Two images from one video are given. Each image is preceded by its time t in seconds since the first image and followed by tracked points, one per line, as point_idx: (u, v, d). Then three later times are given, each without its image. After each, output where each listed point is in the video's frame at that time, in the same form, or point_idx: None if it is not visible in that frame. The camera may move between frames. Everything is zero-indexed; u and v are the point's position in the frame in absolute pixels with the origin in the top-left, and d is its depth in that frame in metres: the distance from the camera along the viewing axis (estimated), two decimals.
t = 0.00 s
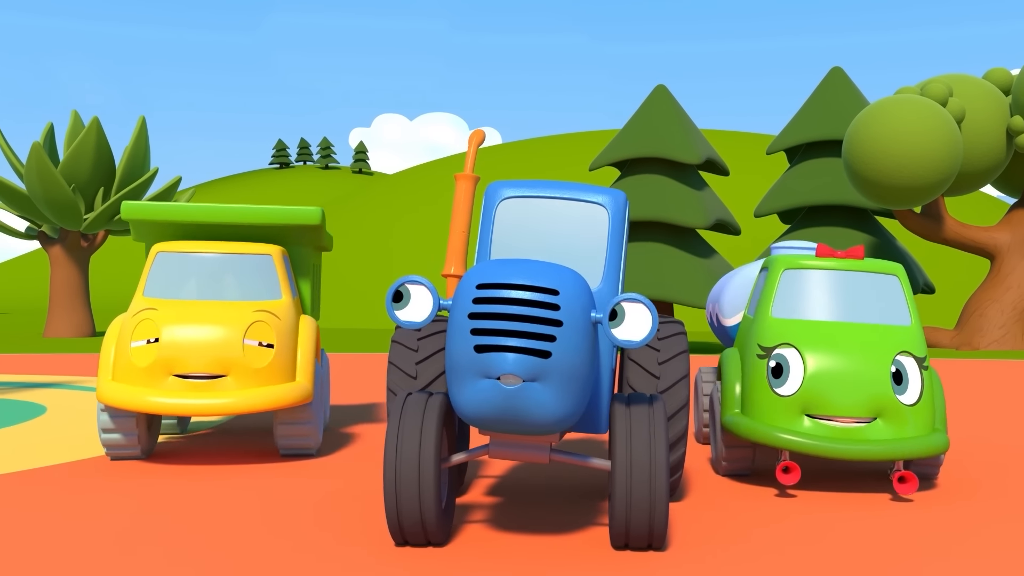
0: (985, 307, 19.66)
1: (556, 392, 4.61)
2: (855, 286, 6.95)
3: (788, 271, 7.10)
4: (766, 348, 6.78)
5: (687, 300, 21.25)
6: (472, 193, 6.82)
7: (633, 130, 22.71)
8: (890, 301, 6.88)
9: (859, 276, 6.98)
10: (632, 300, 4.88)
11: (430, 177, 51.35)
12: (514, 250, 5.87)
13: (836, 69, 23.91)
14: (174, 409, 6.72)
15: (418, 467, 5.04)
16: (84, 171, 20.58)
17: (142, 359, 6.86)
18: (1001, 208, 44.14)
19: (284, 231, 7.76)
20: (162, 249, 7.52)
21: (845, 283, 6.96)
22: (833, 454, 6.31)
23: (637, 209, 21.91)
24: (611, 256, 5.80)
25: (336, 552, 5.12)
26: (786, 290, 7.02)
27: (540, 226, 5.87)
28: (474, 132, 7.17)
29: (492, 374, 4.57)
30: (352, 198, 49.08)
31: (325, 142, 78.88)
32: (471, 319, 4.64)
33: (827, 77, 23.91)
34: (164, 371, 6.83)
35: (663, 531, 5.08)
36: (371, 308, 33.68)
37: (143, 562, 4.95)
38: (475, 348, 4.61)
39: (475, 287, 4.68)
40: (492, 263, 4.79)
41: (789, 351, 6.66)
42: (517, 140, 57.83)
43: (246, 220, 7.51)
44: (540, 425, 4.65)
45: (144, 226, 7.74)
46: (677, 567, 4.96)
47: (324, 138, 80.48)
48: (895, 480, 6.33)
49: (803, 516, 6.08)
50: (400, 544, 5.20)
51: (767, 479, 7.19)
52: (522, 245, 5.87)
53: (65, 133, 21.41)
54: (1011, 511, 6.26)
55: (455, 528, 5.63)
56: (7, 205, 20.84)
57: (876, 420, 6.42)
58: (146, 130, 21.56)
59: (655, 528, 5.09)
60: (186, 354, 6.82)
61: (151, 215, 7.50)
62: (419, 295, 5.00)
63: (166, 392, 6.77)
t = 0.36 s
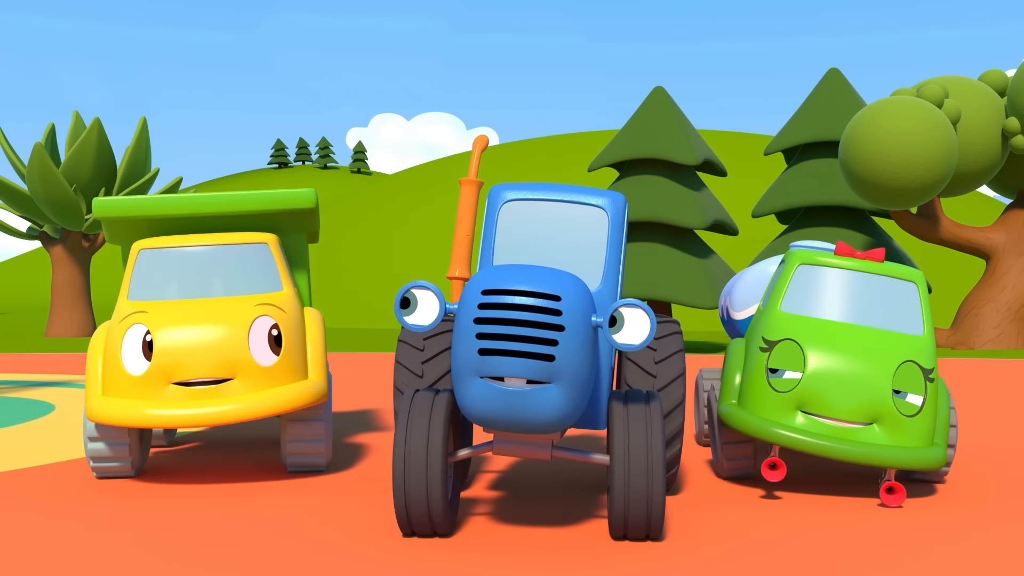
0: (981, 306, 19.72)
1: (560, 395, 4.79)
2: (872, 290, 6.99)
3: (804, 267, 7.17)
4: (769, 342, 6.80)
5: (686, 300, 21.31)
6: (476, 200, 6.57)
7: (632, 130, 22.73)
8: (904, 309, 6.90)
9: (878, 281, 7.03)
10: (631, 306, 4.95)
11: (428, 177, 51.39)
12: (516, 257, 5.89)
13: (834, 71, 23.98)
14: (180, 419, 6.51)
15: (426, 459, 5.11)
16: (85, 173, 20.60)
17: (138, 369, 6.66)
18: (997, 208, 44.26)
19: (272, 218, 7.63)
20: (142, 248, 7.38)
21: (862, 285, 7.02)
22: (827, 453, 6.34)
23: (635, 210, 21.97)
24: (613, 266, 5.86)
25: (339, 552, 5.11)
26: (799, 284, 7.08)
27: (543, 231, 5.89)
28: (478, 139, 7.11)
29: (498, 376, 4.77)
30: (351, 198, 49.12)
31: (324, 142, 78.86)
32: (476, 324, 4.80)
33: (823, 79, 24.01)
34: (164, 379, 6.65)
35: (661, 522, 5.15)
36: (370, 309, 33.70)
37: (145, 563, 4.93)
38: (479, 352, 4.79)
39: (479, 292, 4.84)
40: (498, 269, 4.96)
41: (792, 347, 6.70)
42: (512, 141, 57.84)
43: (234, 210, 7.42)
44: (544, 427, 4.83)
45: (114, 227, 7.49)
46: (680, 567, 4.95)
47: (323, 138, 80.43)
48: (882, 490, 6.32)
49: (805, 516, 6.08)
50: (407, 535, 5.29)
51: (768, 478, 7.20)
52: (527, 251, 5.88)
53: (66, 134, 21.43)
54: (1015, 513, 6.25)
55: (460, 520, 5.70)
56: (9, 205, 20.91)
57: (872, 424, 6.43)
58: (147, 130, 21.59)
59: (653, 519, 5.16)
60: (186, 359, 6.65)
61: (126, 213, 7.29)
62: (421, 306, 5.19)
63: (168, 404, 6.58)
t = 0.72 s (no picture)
0: (981, 306, 19.72)
1: (561, 400, 4.82)
2: (869, 288, 6.99)
3: (800, 267, 7.16)
4: (767, 343, 6.82)
5: (686, 300, 21.31)
6: (475, 200, 6.52)
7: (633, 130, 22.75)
8: (902, 307, 6.90)
9: (874, 279, 7.04)
10: (630, 311, 4.93)
11: (428, 177, 51.38)
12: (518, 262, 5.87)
13: (835, 71, 23.96)
14: (179, 423, 6.48)
15: (425, 461, 5.10)
16: (85, 173, 20.59)
17: (142, 365, 6.64)
18: (997, 208, 44.27)
19: (289, 226, 7.64)
20: (157, 242, 7.34)
21: (858, 283, 7.02)
22: (828, 453, 6.35)
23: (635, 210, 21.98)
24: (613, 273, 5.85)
25: (342, 553, 5.12)
26: (795, 284, 7.08)
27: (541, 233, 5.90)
28: (474, 140, 7.06)
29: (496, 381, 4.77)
30: (351, 198, 49.13)
31: (325, 142, 78.85)
32: (475, 330, 4.82)
33: (823, 79, 24.03)
34: (165, 380, 6.61)
35: (662, 522, 5.15)
36: (369, 309, 33.70)
37: (146, 563, 4.93)
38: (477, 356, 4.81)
39: (479, 298, 4.84)
40: (497, 273, 4.96)
41: (790, 348, 6.70)
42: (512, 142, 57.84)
43: (254, 213, 7.42)
44: (546, 432, 4.84)
45: (133, 217, 7.47)
46: (681, 567, 4.96)
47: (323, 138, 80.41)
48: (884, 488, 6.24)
49: (806, 516, 6.08)
50: (406, 536, 5.30)
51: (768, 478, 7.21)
52: (526, 252, 5.88)
53: (67, 134, 21.42)
54: (1016, 512, 6.26)
55: (460, 521, 5.70)
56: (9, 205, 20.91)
57: (872, 423, 6.45)
58: (147, 130, 21.60)
59: (656, 519, 5.16)
60: (190, 361, 6.61)
61: (147, 205, 7.27)
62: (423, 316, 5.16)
63: (167, 404, 6.56)
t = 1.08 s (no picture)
0: (980, 306, 19.71)
1: (572, 419, 4.34)
2: (860, 288, 6.99)
3: (791, 271, 7.13)
4: (765, 349, 6.83)
5: (686, 300, 21.29)
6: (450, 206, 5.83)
7: (633, 131, 22.76)
8: (893, 302, 6.94)
9: (865, 277, 7.03)
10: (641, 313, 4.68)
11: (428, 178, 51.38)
12: (498, 268, 5.37)
13: (834, 71, 23.97)
14: (173, 410, 6.46)
15: (415, 473, 4.80)
16: (85, 173, 20.60)
17: (137, 353, 6.63)
18: (997, 208, 44.28)
19: (287, 223, 7.65)
20: (154, 236, 7.35)
21: (850, 284, 7.00)
22: (833, 455, 6.33)
23: (636, 210, 21.96)
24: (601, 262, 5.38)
25: (340, 555, 5.11)
26: (787, 290, 7.06)
27: (524, 238, 5.37)
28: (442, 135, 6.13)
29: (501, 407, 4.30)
30: (350, 198, 49.10)
31: (325, 142, 78.93)
32: (476, 351, 4.34)
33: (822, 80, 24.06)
34: (160, 369, 6.61)
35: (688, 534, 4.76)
36: (369, 310, 33.70)
37: (143, 565, 4.92)
38: (481, 382, 4.32)
39: (477, 317, 4.39)
40: (494, 287, 4.52)
41: (789, 353, 6.69)
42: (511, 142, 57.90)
43: (255, 211, 7.42)
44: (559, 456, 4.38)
45: (131, 216, 7.48)
46: (684, 569, 4.92)
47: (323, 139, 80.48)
48: (893, 483, 6.29)
49: (805, 517, 6.07)
50: (396, 551, 5.01)
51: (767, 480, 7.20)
52: (506, 255, 5.37)
53: (67, 134, 21.44)
54: (1017, 513, 6.24)
55: (452, 535, 5.44)
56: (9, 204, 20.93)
57: (875, 421, 6.46)
58: (147, 130, 21.62)
59: (676, 538, 4.82)
60: (183, 353, 6.61)
61: (144, 202, 7.27)
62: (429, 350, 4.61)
63: (159, 394, 6.53)
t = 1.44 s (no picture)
0: (970, 306, 19.81)
1: (584, 417, 4.35)
2: (837, 278, 7.15)
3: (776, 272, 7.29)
4: (764, 344, 6.88)
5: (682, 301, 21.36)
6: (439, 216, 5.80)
7: (629, 133, 22.87)
8: (872, 289, 7.11)
9: (841, 269, 7.19)
10: (645, 300, 4.83)
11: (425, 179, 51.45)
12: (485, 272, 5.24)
13: (827, 74, 24.09)
14: (125, 432, 6.41)
15: (411, 480, 4.74)
16: (89, 174, 20.61)
17: (93, 376, 6.63)
18: (990, 208, 44.49)
19: (268, 223, 7.66)
20: (117, 246, 7.32)
21: (830, 278, 7.15)
22: (844, 437, 6.41)
23: (631, 211, 22.06)
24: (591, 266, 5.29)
25: (341, 555, 5.13)
26: (777, 288, 7.18)
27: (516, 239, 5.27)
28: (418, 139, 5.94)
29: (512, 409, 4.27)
30: (347, 199, 49.14)
31: (323, 143, 79.01)
32: (483, 353, 4.33)
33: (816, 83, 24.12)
34: (120, 390, 6.57)
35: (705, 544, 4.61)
36: (367, 310, 33.74)
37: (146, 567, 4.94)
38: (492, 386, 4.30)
39: (481, 319, 4.38)
40: (495, 288, 4.51)
41: (790, 345, 6.78)
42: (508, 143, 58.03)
43: (223, 213, 7.41)
44: (575, 452, 4.36)
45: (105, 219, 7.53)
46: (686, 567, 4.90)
47: (321, 139, 80.57)
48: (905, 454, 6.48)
49: (801, 513, 6.09)
50: (390, 562, 4.90)
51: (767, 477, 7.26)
52: (492, 257, 5.26)
53: (70, 137, 21.50)
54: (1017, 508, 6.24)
55: (449, 545, 5.32)
56: (13, 206, 21.03)
57: (879, 400, 6.58)
58: (149, 133, 21.69)
59: (685, 551, 4.71)
60: (142, 367, 6.55)
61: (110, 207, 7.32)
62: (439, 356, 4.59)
63: (119, 415, 6.50)
